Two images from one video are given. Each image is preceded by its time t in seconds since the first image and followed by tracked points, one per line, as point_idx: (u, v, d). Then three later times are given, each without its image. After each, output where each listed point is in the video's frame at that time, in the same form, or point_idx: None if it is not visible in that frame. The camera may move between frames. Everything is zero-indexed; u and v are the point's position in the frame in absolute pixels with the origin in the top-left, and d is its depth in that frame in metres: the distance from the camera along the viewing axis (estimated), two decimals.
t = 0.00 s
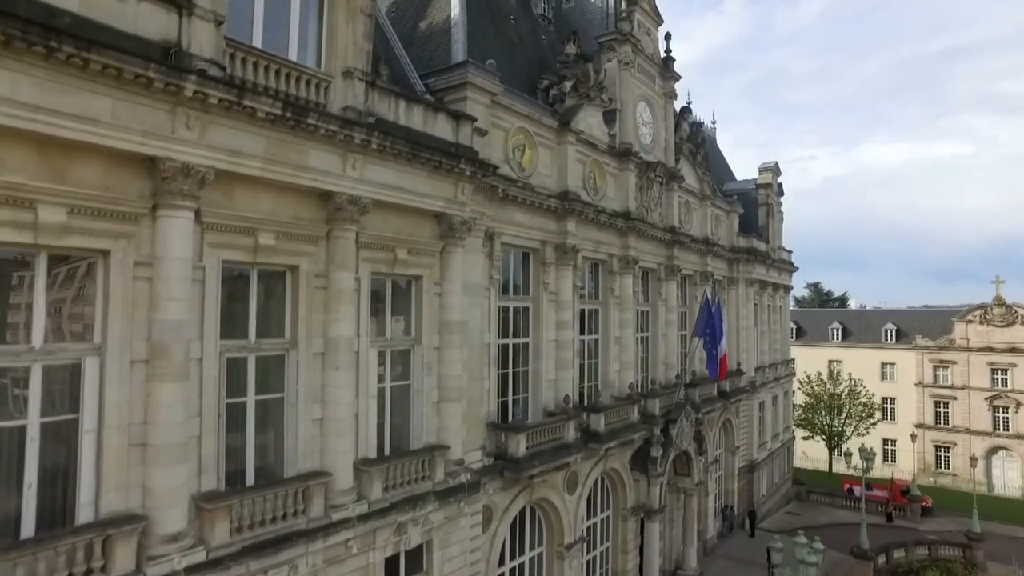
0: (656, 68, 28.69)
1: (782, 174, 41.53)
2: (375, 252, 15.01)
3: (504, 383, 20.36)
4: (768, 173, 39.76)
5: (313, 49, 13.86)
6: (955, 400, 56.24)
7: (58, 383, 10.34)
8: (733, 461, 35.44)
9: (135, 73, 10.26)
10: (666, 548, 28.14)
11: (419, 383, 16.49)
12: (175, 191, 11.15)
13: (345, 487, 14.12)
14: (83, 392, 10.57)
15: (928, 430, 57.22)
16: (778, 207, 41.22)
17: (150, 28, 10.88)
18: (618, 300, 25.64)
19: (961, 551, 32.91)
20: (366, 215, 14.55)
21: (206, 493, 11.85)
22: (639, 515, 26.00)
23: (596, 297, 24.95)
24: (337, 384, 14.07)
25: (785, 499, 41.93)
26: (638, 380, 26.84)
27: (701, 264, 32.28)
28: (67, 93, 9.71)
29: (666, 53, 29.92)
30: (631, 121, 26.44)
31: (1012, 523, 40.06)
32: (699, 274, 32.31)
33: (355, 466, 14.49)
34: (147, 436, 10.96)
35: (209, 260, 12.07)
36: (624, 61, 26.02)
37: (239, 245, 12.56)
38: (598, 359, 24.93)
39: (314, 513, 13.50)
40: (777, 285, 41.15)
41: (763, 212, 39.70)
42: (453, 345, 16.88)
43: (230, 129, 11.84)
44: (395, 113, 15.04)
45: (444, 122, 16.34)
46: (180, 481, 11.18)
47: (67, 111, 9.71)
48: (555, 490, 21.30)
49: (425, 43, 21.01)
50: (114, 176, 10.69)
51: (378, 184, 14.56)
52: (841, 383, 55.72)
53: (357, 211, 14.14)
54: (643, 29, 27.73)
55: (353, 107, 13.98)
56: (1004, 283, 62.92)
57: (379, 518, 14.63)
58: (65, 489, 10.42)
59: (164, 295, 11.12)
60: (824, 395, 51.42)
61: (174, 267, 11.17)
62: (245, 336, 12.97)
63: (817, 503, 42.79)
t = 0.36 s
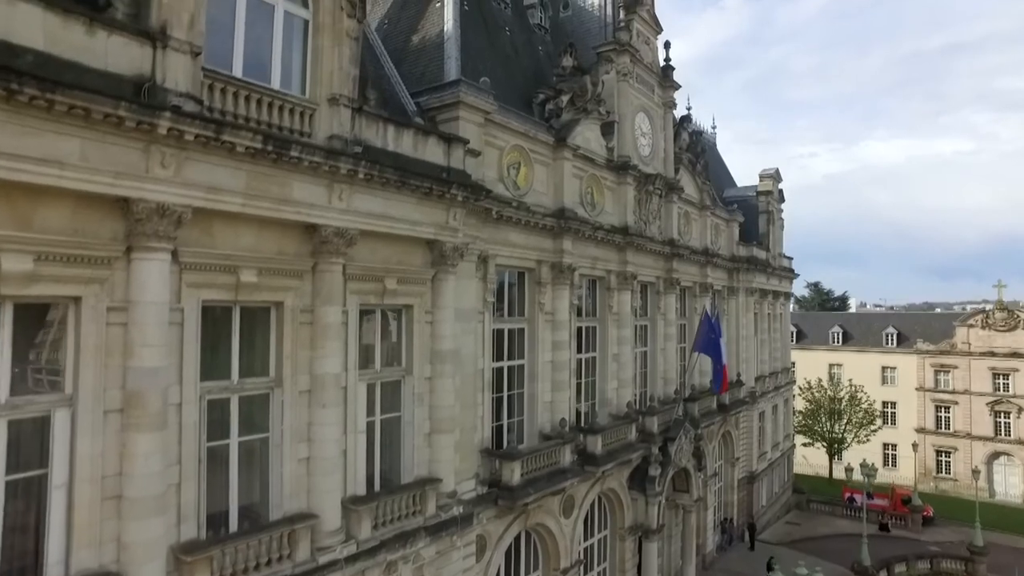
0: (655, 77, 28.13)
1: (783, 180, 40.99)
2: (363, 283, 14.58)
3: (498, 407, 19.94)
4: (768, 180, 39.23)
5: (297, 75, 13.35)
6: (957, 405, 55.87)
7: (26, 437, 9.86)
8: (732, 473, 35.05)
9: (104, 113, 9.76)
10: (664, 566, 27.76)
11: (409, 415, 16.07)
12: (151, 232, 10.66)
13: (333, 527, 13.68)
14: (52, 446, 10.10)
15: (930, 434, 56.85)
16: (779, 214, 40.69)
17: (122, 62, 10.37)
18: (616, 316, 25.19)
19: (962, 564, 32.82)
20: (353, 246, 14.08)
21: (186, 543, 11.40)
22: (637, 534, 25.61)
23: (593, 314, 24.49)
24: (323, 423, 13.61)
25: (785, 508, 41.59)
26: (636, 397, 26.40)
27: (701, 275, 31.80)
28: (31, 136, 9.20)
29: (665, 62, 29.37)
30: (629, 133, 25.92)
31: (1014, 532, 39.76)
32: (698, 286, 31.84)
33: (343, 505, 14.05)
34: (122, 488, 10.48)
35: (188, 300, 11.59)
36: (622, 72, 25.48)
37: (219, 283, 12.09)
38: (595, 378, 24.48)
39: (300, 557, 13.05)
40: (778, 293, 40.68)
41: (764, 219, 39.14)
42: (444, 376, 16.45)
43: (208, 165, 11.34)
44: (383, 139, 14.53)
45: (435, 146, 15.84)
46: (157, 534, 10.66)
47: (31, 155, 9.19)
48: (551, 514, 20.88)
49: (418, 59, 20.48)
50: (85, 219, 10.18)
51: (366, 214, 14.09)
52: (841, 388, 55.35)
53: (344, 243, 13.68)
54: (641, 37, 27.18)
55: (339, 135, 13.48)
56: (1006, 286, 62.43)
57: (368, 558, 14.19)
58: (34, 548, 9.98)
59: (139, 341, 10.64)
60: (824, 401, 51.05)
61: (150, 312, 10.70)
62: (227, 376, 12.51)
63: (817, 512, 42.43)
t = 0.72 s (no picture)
0: (654, 88, 27.64)
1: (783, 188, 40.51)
2: (352, 318, 14.22)
3: (493, 434, 19.56)
4: (769, 188, 38.77)
5: (281, 107, 12.89)
6: (957, 410, 55.56)
7: None
8: (732, 486, 34.68)
9: (74, 161, 9.31)
10: None
11: (400, 450, 15.70)
12: (126, 281, 10.22)
13: (320, 572, 13.27)
14: (21, 506, 9.67)
15: (930, 440, 56.54)
16: (779, 222, 40.24)
17: (94, 104, 9.90)
18: (614, 335, 24.78)
19: None
20: (341, 281, 13.67)
21: None
22: (634, 554, 25.25)
23: (591, 333, 24.10)
24: (311, 465, 13.21)
25: (785, 518, 41.29)
26: (634, 415, 26.03)
27: (700, 288, 31.38)
28: None
29: (665, 73, 28.87)
30: (628, 148, 25.46)
31: (1015, 543, 39.49)
32: (698, 298, 31.42)
33: (331, 547, 13.66)
34: (97, 547, 10.04)
35: (167, 347, 11.16)
36: (620, 85, 25.03)
37: (201, 327, 11.67)
38: (592, 398, 24.10)
39: None
40: (778, 302, 40.28)
41: (764, 228, 38.67)
42: (437, 409, 16.05)
43: (187, 208, 10.91)
44: (372, 169, 14.08)
45: (427, 174, 15.40)
46: None
47: None
48: (548, 541, 20.51)
49: (411, 76, 19.99)
50: (56, 270, 9.75)
51: (354, 249, 13.69)
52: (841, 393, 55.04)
53: (330, 280, 13.29)
54: (640, 49, 26.72)
55: (325, 168, 13.03)
56: (1007, 290, 62.09)
57: None
58: None
59: (114, 394, 10.15)
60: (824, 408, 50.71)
61: (127, 363, 10.23)
62: (210, 421, 12.10)
63: (817, 522, 42.11)
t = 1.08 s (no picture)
0: (653, 100, 27.17)
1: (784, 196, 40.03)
2: (340, 356, 13.84)
3: (488, 461, 19.18)
4: (770, 197, 38.29)
5: (265, 142, 12.45)
6: (958, 416, 55.22)
7: None
8: (731, 499, 34.26)
9: (42, 214, 8.86)
10: None
11: (391, 486, 15.32)
12: (100, 333, 9.78)
13: None
14: None
15: (931, 445, 56.23)
16: (780, 230, 39.77)
17: (64, 151, 9.45)
18: (612, 354, 24.38)
19: None
20: (328, 319, 13.28)
21: None
22: None
23: (588, 352, 23.69)
24: (297, 510, 12.81)
25: (785, 528, 40.97)
26: (631, 434, 25.65)
27: (700, 301, 30.95)
28: None
29: (664, 84, 28.37)
30: (626, 163, 24.99)
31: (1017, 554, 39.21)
32: (697, 312, 31.00)
33: None
34: None
35: (145, 397, 10.75)
36: (618, 99, 24.57)
37: (181, 375, 11.26)
38: (589, 418, 23.70)
39: None
40: (778, 311, 39.86)
41: (765, 237, 38.16)
42: (429, 444, 15.66)
43: (164, 254, 10.47)
44: (360, 202, 13.66)
45: (417, 204, 14.97)
46: None
47: None
48: (544, 568, 20.14)
49: (404, 95, 19.48)
50: (26, 325, 9.33)
51: (341, 286, 13.29)
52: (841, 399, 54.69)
53: (317, 319, 12.90)
54: (639, 60, 26.25)
55: (311, 205, 12.61)
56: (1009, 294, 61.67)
57: None
58: None
59: (88, 452, 9.72)
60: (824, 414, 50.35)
61: (101, 419, 9.79)
62: (192, 469, 11.70)
63: (818, 531, 41.78)
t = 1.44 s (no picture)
0: (651, 113, 26.72)
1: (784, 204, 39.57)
2: (328, 395, 13.46)
3: (482, 488, 18.81)
4: (770, 206, 37.81)
5: (247, 178, 12.00)
6: (959, 421, 54.92)
7: None
8: (730, 512, 33.82)
9: (6, 272, 8.42)
10: None
11: (381, 524, 14.94)
12: (71, 390, 9.33)
13: None
14: None
15: (931, 451, 55.93)
16: (780, 239, 39.32)
17: (31, 203, 9.04)
18: (609, 374, 23.97)
19: None
20: (314, 360, 12.88)
21: None
22: None
23: (584, 372, 23.29)
24: (283, 557, 12.38)
25: (784, 539, 40.66)
26: (629, 454, 25.28)
27: (699, 314, 30.52)
28: None
29: (663, 95, 27.89)
30: (624, 179, 24.54)
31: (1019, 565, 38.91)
32: (696, 325, 30.58)
33: None
34: None
35: (121, 451, 10.33)
36: (616, 114, 24.13)
37: (159, 425, 10.85)
38: (585, 440, 23.30)
39: None
40: (778, 320, 39.46)
41: (765, 247, 37.69)
42: (420, 480, 15.27)
43: (139, 303, 10.03)
44: (347, 237, 13.25)
45: (407, 235, 14.56)
46: None
47: None
48: None
49: (396, 115, 19.01)
50: None
51: (327, 325, 12.90)
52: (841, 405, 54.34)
53: (302, 361, 12.50)
54: (637, 72, 25.78)
55: (295, 244, 12.19)
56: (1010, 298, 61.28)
57: None
58: None
59: (58, 514, 9.28)
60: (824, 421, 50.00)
61: (73, 480, 9.33)
62: (172, 520, 11.30)
63: (818, 542, 41.46)
